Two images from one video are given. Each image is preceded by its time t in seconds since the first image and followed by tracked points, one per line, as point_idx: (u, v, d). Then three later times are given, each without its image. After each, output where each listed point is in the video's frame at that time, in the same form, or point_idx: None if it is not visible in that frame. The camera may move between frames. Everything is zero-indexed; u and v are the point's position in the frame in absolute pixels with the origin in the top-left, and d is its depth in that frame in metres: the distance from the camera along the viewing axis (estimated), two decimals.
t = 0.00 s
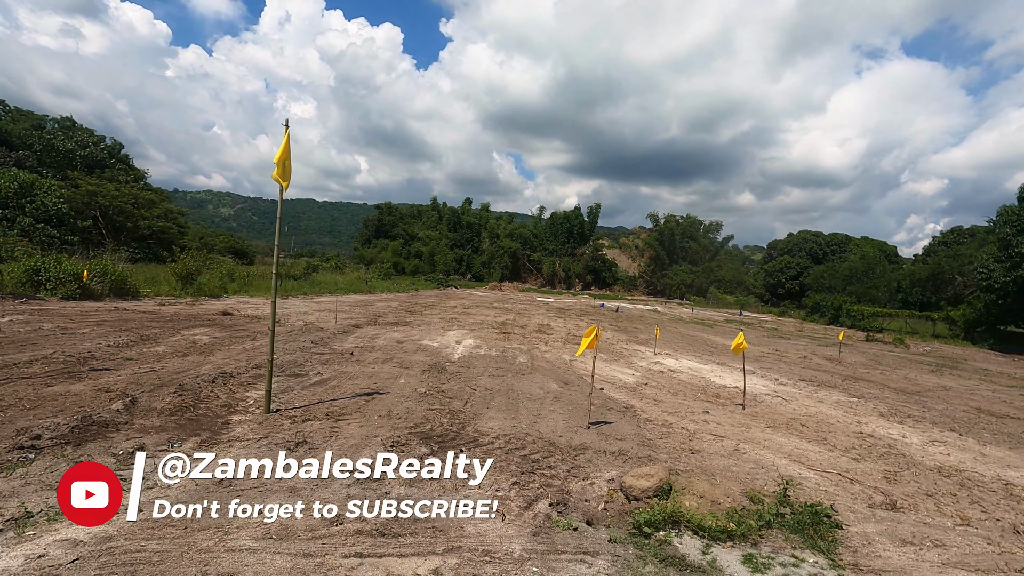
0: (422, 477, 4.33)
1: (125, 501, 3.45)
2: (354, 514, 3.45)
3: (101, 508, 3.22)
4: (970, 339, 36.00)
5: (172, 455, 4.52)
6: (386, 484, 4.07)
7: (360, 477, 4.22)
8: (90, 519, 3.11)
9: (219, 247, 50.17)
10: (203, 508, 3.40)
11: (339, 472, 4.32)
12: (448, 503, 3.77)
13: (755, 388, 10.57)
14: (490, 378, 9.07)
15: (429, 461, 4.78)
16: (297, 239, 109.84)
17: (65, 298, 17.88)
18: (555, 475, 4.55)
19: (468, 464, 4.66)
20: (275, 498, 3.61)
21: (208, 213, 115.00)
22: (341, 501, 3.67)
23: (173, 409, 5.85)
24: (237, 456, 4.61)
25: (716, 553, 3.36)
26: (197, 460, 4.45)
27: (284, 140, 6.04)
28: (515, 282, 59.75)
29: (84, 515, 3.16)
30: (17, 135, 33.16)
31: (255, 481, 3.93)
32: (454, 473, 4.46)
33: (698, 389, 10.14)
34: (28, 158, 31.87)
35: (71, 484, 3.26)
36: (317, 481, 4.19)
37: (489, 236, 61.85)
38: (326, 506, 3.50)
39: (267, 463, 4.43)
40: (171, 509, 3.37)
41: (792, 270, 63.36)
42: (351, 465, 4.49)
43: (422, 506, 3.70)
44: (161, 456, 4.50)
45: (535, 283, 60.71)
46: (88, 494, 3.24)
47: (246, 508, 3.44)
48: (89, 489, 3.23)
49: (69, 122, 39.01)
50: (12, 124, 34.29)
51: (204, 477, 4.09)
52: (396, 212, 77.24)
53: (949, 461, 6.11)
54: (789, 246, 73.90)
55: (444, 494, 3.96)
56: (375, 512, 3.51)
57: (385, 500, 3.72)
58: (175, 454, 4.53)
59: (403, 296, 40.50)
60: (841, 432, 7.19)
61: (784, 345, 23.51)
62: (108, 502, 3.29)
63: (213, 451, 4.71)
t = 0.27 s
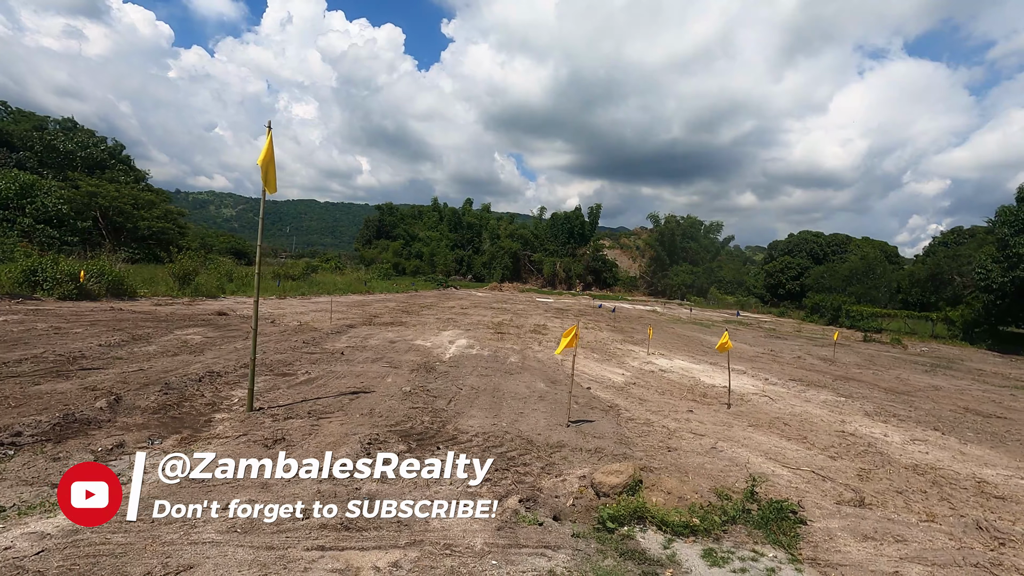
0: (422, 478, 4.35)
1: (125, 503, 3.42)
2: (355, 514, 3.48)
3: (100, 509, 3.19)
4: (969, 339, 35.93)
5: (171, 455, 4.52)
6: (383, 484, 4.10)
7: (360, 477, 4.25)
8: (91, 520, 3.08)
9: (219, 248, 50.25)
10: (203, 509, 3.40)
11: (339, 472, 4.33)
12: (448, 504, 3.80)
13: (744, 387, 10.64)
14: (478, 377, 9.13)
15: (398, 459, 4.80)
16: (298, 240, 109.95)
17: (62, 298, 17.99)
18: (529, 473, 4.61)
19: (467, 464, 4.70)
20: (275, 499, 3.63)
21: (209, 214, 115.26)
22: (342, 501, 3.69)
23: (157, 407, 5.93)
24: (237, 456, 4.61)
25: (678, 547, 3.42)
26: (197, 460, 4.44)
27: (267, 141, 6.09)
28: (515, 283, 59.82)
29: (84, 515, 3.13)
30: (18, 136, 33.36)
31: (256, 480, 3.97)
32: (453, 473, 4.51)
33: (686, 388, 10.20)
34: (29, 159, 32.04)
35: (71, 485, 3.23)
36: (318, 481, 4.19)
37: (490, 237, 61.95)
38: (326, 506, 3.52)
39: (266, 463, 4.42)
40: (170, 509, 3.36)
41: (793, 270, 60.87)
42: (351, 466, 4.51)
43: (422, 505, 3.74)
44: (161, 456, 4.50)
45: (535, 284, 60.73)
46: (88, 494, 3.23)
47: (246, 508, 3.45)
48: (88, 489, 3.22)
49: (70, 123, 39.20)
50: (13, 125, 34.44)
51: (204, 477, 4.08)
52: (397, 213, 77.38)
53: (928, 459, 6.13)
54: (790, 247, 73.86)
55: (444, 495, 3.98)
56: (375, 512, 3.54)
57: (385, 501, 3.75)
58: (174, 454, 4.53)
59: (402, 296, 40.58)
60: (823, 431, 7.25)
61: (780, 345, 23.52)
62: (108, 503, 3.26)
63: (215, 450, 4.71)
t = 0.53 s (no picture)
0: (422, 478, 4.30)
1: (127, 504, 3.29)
2: (355, 514, 3.47)
3: (101, 511, 3.03)
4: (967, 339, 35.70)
5: (172, 455, 4.44)
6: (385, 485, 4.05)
7: (360, 477, 4.20)
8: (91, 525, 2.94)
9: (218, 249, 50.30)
10: (203, 509, 3.36)
11: (339, 472, 4.29)
12: (449, 504, 3.79)
13: (731, 386, 10.67)
14: (464, 376, 9.16)
15: (370, 453, 4.83)
16: (299, 241, 109.99)
17: (57, 298, 18.01)
18: (501, 467, 4.65)
19: (468, 464, 4.63)
20: (273, 498, 3.62)
21: (210, 215, 115.43)
22: (340, 502, 3.69)
23: (137, 404, 5.96)
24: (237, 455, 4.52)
25: (636, 539, 3.46)
26: (197, 460, 4.37)
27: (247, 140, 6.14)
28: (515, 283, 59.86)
29: (85, 518, 3.00)
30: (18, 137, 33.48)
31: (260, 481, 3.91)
32: (455, 473, 4.45)
33: (673, 386, 10.24)
34: (28, 160, 32.14)
35: (71, 485, 3.03)
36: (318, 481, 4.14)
37: (490, 238, 62.02)
38: (326, 506, 3.51)
39: (266, 463, 4.35)
40: (170, 509, 3.29)
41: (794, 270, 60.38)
42: (351, 465, 4.47)
43: (422, 506, 3.72)
44: (162, 456, 4.42)
45: (535, 285, 60.72)
46: (88, 495, 3.02)
47: (246, 508, 3.44)
48: (89, 491, 3.01)
49: (71, 124, 39.34)
50: (13, 125, 34.51)
51: (203, 477, 4.02)
52: (397, 213, 77.47)
53: (904, 455, 6.16)
54: (790, 247, 73.82)
55: (445, 494, 3.96)
56: (376, 512, 3.53)
57: (385, 500, 3.75)
58: (175, 454, 4.45)
59: (400, 296, 40.63)
60: (804, 428, 7.28)
61: (774, 344, 23.53)
62: (108, 503, 3.09)
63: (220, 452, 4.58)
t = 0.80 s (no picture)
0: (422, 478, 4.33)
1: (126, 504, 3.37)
2: (354, 514, 3.54)
3: (101, 510, 3.07)
4: (965, 338, 35.80)
5: (171, 454, 4.45)
6: (383, 486, 4.09)
7: (360, 478, 4.24)
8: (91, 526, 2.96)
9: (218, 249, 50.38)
10: (203, 509, 3.42)
11: (339, 473, 4.33)
12: (448, 503, 3.84)
13: (719, 384, 10.74)
14: (451, 374, 9.23)
15: (345, 450, 4.89)
16: (301, 240, 110.04)
17: (53, 297, 18.08)
18: (472, 464, 4.71)
19: (467, 464, 4.65)
20: (274, 498, 3.67)
21: (212, 214, 115.59)
22: (339, 501, 3.75)
23: (119, 402, 6.03)
24: (237, 455, 4.54)
25: (596, 535, 3.49)
26: (197, 460, 4.39)
27: (228, 142, 6.21)
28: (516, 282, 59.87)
29: (85, 518, 3.03)
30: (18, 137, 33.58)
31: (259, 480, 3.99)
32: (454, 473, 4.47)
33: (660, 384, 10.30)
34: (29, 160, 32.22)
35: (70, 484, 3.06)
36: (318, 481, 4.19)
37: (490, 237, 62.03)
38: (325, 506, 3.59)
39: (267, 462, 4.38)
40: (171, 509, 3.36)
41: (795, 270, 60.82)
42: (350, 465, 4.51)
43: (422, 505, 3.77)
44: (162, 455, 4.43)
45: (536, 284, 60.71)
46: (87, 495, 3.05)
47: (246, 508, 3.49)
48: (88, 490, 3.03)
49: (71, 124, 39.43)
50: (13, 125, 34.60)
51: (203, 477, 4.06)
52: (398, 212, 77.47)
53: (880, 453, 6.21)
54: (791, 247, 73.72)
55: (443, 494, 4.02)
56: (375, 512, 3.59)
57: (384, 501, 3.81)
58: (175, 454, 4.46)
59: (399, 296, 40.68)
60: (784, 426, 7.34)
61: (769, 343, 23.52)
62: (108, 503, 3.13)
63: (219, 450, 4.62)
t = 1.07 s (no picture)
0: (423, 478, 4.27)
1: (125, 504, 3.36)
2: (354, 514, 3.50)
3: (101, 509, 3.13)
4: (963, 336, 35.81)
5: (171, 455, 4.33)
6: (383, 486, 4.05)
7: (360, 478, 4.18)
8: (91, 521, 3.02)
9: (218, 247, 50.50)
10: (203, 508, 3.38)
11: (339, 473, 4.27)
12: (448, 503, 3.80)
13: (707, 381, 10.82)
14: (438, 370, 9.32)
15: (321, 442, 4.96)
16: (303, 239, 110.17)
17: (50, 295, 18.19)
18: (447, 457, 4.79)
19: (467, 464, 4.57)
20: (274, 499, 3.63)
21: (213, 213, 115.80)
22: (339, 501, 3.71)
23: (104, 396, 6.12)
24: (237, 455, 4.44)
25: (558, 524, 3.56)
26: (198, 460, 4.28)
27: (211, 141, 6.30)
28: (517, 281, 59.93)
29: (84, 515, 3.07)
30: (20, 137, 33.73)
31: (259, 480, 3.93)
32: (454, 473, 4.39)
33: (647, 380, 10.38)
34: (29, 159, 32.30)
35: (70, 485, 3.15)
36: (318, 481, 4.13)
37: (492, 236, 62.09)
38: (325, 506, 3.54)
39: (267, 462, 4.31)
40: (170, 509, 3.32)
41: (795, 268, 60.16)
42: (351, 465, 4.45)
43: (421, 505, 3.73)
44: (161, 455, 4.31)
45: (537, 282, 60.74)
46: (88, 494, 3.15)
47: (246, 508, 3.46)
48: (89, 489, 3.15)
49: (72, 123, 39.53)
50: (14, 125, 34.71)
51: (204, 477, 3.96)
52: (400, 211, 77.57)
53: (856, 447, 6.27)
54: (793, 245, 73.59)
55: (444, 493, 3.98)
56: (375, 512, 3.55)
57: (385, 500, 3.76)
58: (175, 454, 4.35)
59: (399, 294, 40.79)
60: (765, 421, 7.41)
61: (765, 341, 23.54)
62: (108, 503, 3.20)
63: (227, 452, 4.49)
